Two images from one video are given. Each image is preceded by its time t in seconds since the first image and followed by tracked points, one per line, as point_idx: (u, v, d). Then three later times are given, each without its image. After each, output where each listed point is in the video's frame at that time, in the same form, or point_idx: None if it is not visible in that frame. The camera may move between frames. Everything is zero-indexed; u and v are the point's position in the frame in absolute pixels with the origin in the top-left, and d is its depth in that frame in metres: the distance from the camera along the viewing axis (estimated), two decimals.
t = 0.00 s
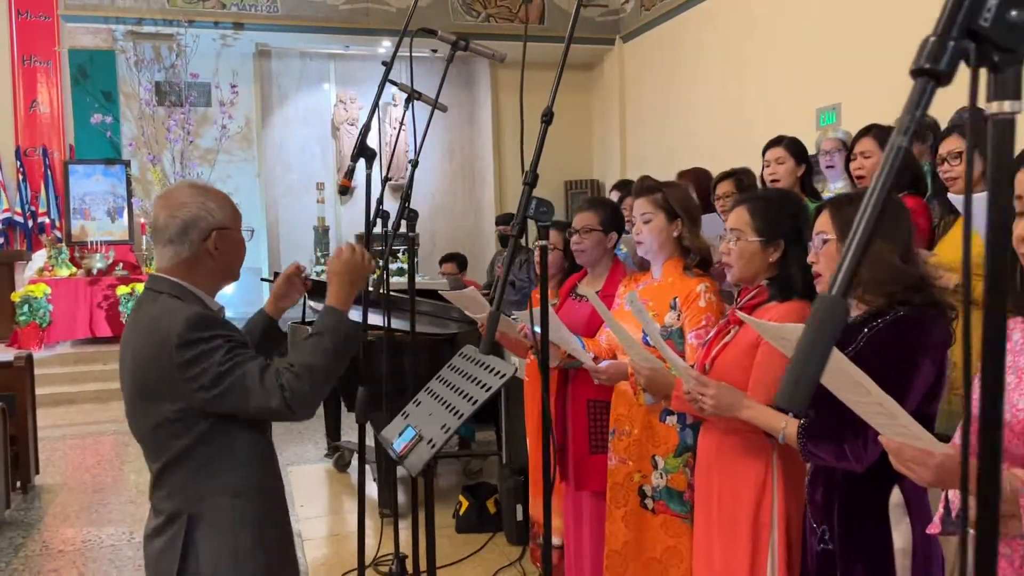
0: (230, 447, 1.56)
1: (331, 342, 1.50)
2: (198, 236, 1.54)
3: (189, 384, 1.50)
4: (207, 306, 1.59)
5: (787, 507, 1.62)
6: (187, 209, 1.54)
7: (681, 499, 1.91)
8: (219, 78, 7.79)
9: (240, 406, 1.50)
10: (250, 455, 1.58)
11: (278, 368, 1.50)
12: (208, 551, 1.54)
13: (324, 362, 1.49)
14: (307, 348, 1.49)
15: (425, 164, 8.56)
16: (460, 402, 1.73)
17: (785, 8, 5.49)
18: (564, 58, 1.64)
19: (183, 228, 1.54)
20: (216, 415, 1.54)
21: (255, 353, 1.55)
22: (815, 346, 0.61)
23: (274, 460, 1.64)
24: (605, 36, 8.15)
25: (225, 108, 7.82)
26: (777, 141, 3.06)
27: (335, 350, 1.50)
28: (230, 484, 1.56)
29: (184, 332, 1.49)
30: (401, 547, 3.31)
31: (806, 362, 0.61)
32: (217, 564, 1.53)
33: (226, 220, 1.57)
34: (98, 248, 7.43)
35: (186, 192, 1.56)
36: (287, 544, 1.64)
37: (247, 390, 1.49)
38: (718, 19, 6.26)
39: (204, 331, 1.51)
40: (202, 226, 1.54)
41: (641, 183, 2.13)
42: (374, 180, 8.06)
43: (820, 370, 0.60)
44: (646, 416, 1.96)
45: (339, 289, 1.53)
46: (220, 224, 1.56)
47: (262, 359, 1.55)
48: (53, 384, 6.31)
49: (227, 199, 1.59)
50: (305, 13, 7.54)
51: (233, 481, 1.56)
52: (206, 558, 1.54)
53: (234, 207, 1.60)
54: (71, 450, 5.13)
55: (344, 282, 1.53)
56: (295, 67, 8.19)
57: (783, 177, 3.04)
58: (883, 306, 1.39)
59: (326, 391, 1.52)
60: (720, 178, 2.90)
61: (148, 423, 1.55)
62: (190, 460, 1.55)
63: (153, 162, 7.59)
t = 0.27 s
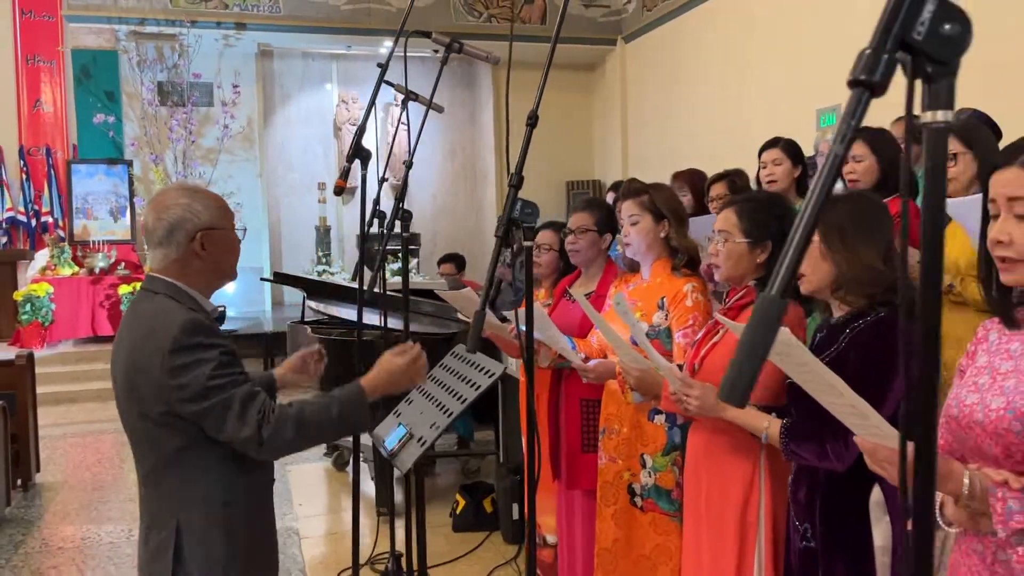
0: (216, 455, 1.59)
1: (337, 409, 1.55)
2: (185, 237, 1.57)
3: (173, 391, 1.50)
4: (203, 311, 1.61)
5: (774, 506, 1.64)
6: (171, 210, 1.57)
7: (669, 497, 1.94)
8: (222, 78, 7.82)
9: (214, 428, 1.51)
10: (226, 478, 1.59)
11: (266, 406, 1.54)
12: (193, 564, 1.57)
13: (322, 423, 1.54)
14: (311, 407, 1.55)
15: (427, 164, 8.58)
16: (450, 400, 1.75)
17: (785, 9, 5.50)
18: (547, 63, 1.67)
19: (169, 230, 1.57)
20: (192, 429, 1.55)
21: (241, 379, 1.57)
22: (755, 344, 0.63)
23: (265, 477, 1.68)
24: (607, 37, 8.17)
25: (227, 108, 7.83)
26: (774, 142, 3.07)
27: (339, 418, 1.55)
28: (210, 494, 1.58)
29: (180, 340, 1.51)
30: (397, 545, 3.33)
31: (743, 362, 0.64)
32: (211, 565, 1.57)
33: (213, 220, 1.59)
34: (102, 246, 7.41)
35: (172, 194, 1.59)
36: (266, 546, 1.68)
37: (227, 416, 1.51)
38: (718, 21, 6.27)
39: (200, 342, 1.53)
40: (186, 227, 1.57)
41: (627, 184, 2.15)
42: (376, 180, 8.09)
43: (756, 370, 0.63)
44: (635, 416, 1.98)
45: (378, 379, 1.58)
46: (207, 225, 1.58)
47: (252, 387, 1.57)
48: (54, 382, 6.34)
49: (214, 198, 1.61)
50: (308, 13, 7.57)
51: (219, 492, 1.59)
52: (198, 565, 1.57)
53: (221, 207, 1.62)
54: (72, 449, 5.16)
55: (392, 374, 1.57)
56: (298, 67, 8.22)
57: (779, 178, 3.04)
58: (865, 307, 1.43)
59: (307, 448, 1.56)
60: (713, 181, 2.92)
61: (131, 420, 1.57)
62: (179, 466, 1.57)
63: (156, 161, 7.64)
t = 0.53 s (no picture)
0: (217, 440, 1.62)
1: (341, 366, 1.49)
2: (175, 236, 1.61)
3: (177, 377, 1.53)
4: (200, 303, 1.65)
5: (765, 503, 1.66)
6: (161, 212, 1.61)
7: (663, 496, 1.97)
8: (228, 80, 7.85)
9: (223, 403, 1.52)
10: (229, 458, 1.63)
11: (271, 371, 1.52)
12: (195, 552, 1.61)
13: (328, 379, 1.49)
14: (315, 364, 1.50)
15: (432, 165, 8.61)
16: (445, 398, 1.78)
17: (788, 12, 5.52)
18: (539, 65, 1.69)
19: (161, 231, 1.62)
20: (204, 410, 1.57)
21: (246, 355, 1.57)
22: (716, 341, 0.66)
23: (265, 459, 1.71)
24: (611, 39, 8.20)
25: (232, 109, 7.88)
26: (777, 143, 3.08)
27: (344, 377, 1.50)
28: (216, 475, 1.62)
29: (178, 327, 1.54)
30: (396, 544, 3.36)
31: (707, 352, 0.67)
32: (214, 552, 1.61)
33: (203, 217, 1.63)
34: (108, 246, 7.45)
35: (164, 195, 1.63)
36: (267, 533, 1.71)
37: (234, 387, 1.52)
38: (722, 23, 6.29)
39: (198, 328, 1.56)
40: (177, 226, 1.61)
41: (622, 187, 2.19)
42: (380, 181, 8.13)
43: (720, 359, 0.66)
44: (628, 415, 2.02)
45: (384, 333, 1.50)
46: (196, 222, 1.62)
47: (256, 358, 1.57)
48: (60, 381, 6.38)
49: (204, 196, 1.65)
50: (313, 15, 7.62)
51: (218, 478, 1.62)
52: (199, 552, 1.61)
53: (212, 206, 1.66)
54: (78, 447, 5.20)
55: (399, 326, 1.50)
56: (304, 69, 8.26)
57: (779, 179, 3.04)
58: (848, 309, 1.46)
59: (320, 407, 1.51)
60: (711, 184, 2.94)
61: (137, 417, 1.60)
62: (180, 456, 1.61)
63: (162, 162, 7.70)
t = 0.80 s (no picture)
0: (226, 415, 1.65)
1: (309, 277, 1.62)
2: (183, 233, 1.65)
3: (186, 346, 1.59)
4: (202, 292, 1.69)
5: (756, 497, 1.69)
6: (171, 210, 1.64)
7: (657, 491, 2.01)
8: (235, 81, 7.89)
9: (235, 351, 1.58)
10: (243, 433, 1.66)
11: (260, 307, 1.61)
12: (202, 526, 1.62)
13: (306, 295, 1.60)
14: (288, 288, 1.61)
15: (437, 165, 8.64)
16: (442, 395, 1.81)
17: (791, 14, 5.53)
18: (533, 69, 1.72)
19: (169, 228, 1.65)
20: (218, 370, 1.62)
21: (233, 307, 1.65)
22: (677, 328, 0.70)
23: (274, 436, 1.74)
24: (616, 40, 8.22)
25: (239, 110, 7.93)
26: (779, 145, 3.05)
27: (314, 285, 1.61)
28: (224, 449, 1.64)
29: (175, 300, 1.59)
30: (398, 541, 3.39)
31: (670, 341, 0.70)
32: (220, 525, 1.62)
33: (210, 215, 1.66)
34: (116, 245, 7.50)
35: (173, 193, 1.66)
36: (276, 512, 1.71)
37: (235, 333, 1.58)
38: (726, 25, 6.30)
39: (194, 297, 1.61)
40: (185, 224, 1.64)
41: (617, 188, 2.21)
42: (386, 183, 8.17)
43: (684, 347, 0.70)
44: (624, 410, 2.06)
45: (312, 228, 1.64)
46: (203, 220, 1.65)
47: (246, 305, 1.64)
48: (68, 379, 6.44)
49: (213, 195, 1.68)
50: (320, 16, 7.66)
51: (227, 449, 1.65)
52: (205, 525, 1.62)
53: (221, 204, 1.69)
54: (85, 444, 5.26)
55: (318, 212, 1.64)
56: (310, 71, 8.25)
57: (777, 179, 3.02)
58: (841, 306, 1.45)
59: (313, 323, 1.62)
60: (710, 185, 2.96)
61: (149, 398, 1.64)
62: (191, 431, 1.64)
63: (169, 163, 7.75)
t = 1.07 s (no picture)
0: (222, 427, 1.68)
1: (319, 317, 1.61)
2: (191, 234, 1.67)
3: (190, 364, 1.62)
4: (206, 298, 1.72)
5: (745, 496, 1.71)
6: (179, 211, 1.67)
7: (650, 489, 2.04)
8: (242, 82, 8.06)
9: (234, 381, 1.61)
10: (238, 442, 1.69)
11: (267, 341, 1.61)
12: (199, 533, 1.66)
13: (313, 337, 1.60)
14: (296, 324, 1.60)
15: (444, 167, 8.65)
16: (438, 392, 1.84)
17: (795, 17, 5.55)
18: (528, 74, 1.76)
19: (176, 230, 1.68)
20: (217, 392, 1.65)
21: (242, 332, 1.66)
22: (638, 324, 0.73)
23: (270, 445, 1.76)
24: (622, 43, 8.24)
25: (247, 111, 8.09)
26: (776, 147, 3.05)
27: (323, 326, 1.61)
28: (222, 458, 1.67)
29: (182, 316, 1.61)
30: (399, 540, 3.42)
31: (630, 343, 0.73)
32: (216, 531, 1.65)
33: (216, 219, 1.69)
34: (124, 246, 7.56)
35: (181, 194, 1.69)
36: (274, 523, 1.74)
37: (239, 362, 1.60)
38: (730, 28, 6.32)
39: (201, 315, 1.63)
40: (193, 226, 1.67)
41: (612, 190, 2.24)
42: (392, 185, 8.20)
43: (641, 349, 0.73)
44: (618, 409, 2.08)
45: (326, 265, 1.63)
46: (211, 223, 1.68)
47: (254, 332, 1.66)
48: (76, 379, 6.49)
49: (222, 199, 1.72)
50: (326, 18, 7.70)
51: (224, 459, 1.68)
52: (202, 532, 1.65)
53: (227, 207, 1.72)
54: (92, 443, 5.30)
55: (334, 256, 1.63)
56: (318, 73, 8.25)
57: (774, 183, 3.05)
58: (830, 304, 1.45)
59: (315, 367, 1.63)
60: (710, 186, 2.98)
61: (149, 403, 1.68)
62: (189, 439, 1.67)
63: (176, 164, 7.80)
